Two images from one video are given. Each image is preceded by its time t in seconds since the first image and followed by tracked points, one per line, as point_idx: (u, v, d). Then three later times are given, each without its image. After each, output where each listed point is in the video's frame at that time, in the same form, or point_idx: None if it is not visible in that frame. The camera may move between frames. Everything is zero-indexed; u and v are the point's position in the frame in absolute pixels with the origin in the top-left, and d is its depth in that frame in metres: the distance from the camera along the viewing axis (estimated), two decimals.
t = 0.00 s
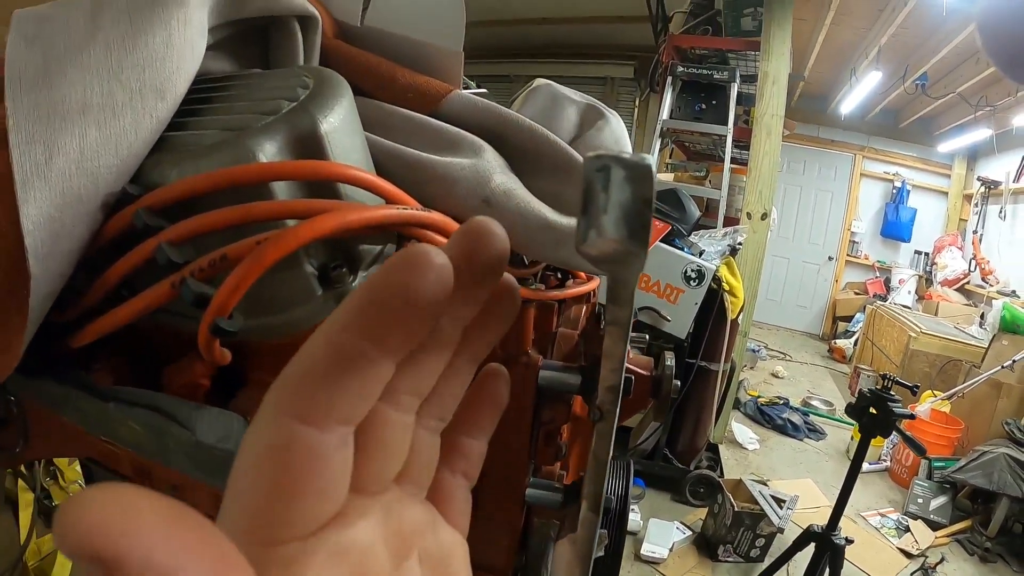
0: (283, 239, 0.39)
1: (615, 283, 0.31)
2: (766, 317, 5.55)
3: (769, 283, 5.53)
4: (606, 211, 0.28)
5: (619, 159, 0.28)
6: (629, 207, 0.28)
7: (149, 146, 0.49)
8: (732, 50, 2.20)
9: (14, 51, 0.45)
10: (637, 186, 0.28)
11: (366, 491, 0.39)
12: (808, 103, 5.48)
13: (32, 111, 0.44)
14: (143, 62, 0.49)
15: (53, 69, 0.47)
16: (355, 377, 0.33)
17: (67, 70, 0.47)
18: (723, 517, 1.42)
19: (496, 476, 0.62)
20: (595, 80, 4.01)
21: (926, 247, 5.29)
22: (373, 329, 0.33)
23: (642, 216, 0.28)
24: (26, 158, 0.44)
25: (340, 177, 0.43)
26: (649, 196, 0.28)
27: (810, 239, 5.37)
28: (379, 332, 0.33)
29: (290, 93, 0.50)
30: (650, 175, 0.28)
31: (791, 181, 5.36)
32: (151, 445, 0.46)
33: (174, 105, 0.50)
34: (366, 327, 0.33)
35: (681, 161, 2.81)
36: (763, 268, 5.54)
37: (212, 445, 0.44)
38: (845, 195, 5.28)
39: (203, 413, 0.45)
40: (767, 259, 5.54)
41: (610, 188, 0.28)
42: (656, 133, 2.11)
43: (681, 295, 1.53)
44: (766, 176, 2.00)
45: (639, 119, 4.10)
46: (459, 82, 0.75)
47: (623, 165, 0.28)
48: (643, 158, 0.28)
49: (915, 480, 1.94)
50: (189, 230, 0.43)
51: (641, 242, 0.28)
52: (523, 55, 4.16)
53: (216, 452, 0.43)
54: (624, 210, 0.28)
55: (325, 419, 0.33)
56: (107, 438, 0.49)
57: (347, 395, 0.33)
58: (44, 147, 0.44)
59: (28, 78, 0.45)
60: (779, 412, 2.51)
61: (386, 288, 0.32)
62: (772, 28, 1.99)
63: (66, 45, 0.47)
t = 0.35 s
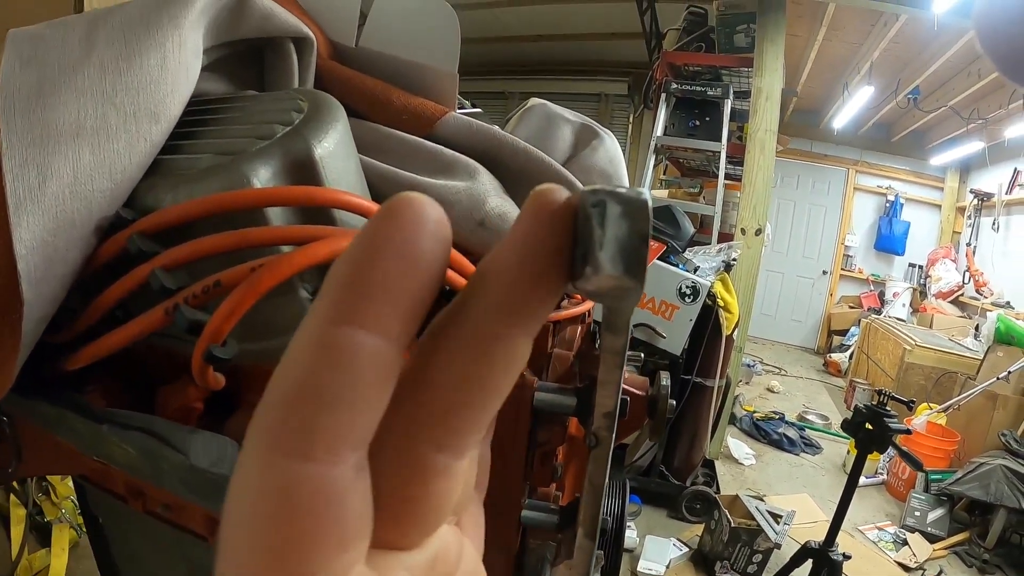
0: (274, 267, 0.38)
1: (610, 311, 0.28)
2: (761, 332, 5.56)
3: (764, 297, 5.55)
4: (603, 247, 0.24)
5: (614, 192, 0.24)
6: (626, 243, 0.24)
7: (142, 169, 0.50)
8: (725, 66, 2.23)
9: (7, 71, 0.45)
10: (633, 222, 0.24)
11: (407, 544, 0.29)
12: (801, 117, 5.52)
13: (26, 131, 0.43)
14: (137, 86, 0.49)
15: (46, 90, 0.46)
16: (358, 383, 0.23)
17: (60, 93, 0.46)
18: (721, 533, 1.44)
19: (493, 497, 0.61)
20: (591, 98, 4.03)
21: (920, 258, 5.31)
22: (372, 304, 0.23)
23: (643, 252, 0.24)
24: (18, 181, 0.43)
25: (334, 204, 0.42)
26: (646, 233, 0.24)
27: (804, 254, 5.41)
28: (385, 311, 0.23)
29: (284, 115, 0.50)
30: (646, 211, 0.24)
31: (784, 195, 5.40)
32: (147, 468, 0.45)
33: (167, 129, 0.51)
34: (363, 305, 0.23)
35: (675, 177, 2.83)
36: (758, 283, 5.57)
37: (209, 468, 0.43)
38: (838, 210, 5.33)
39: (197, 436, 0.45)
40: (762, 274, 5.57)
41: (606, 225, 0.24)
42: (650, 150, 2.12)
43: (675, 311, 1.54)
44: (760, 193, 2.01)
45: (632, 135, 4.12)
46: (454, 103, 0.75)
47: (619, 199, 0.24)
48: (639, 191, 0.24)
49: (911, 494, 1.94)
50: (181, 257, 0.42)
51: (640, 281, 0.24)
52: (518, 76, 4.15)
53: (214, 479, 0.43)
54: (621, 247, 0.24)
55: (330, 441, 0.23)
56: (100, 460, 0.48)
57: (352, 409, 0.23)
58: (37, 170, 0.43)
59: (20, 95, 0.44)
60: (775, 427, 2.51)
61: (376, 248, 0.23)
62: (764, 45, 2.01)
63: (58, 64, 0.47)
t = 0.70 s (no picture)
0: (278, 281, 0.39)
1: (610, 326, 0.28)
2: (759, 339, 5.57)
3: (761, 305, 5.56)
4: (604, 264, 0.25)
5: (614, 211, 0.25)
6: (627, 261, 0.25)
7: (143, 181, 0.50)
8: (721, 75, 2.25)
9: (10, 85, 0.45)
10: (635, 239, 0.25)
11: (431, 556, 0.29)
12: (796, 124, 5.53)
13: (28, 144, 0.44)
14: (139, 99, 0.50)
15: (48, 103, 0.46)
16: (416, 397, 0.23)
17: (62, 106, 0.46)
18: (719, 541, 1.43)
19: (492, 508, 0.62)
20: (587, 106, 4.06)
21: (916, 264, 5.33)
22: (429, 322, 0.24)
23: (643, 269, 0.25)
24: (21, 194, 0.43)
25: (335, 217, 0.43)
26: (646, 251, 0.25)
27: (800, 260, 5.42)
28: (442, 329, 0.24)
29: (285, 130, 0.50)
30: (646, 230, 0.25)
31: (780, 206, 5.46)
32: (148, 478, 0.46)
33: (169, 141, 0.51)
34: (419, 320, 0.24)
35: (672, 186, 2.84)
36: (755, 289, 5.58)
37: (209, 480, 0.44)
38: (834, 217, 5.35)
39: (197, 449, 0.46)
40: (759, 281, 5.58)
41: (607, 243, 0.25)
42: (647, 159, 2.12)
43: (672, 320, 1.54)
44: (757, 201, 2.02)
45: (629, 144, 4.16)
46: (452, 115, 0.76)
47: (620, 218, 0.25)
48: (639, 209, 0.25)
49: (910, 500, 1.97)
50: (183, 270, 0.42)
51: (641, 296, 0.25)
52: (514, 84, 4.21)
53: (214, 490, 0.43)
54: (622, 265, 0.25)
55: (393, 454, 0.23)
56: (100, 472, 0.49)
57: (411, 422, 0.23)
58: (40, 183, 0.44)
59: (23, 108, 0.45)
60: (772, 434, 2.51)
61: (432, 267, 0.24)
62: (759, 54, 2.03)
63: (60, 78, 0.47)
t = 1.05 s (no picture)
0: (286, 281, 0.39)
1: (614, 325, 0.28)
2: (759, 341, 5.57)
3: (761, 306, 5.56)
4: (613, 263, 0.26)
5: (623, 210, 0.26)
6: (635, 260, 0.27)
7: (147, 183, 0.50)
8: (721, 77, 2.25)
9: (13, 86, 0.45)
10: (642, 239, 0.27)
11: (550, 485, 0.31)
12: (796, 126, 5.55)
13: (32, 146, 0.44)
14: (143, 101, 0.50)
15: (53, 105, 0.46)
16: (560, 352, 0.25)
17: (67, 108, 0.46)
18: (720, 542, 1.43)
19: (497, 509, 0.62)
20: (586, 108, 4.07)
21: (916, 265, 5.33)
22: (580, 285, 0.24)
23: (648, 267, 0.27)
24: (25, 195, 0.43)
25: (340, 219, 0.43)
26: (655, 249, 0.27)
27: (800, 262, 5.43)
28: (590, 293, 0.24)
29: (289, 132, 0.50)
30: (652, 229, 0.27)
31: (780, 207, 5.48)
32: (153, 479, 0.46)
33: (173, 143, 0.51)
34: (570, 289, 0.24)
35: (671, 187, 2.84)
36: (755, 291, 5.58)
37: (213, 479, 0.44)
38: (834, 218, 5.36)
39: (201, 450, 0.46)
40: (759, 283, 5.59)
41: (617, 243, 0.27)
42: (647, 160, 2.13)
43: (672, 321, 1.54)
44: (756, 202, 2.02)
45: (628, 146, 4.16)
46: (454, 118, 0.76)
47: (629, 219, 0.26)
48: (644, 210, 0.27)
49: (911, 500, 1.95)
50: (188, 272, 0.42)
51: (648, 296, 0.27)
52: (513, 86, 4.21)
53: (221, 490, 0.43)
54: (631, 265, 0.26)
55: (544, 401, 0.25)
56: (104, 473, 0.49)
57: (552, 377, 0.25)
58: (44, 185, 0.44)
59: (26, 110, 0.45)
60: (772, 436, 2.51)
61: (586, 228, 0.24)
62: (759, 56, 2.03)
63: (63, 80, 0.47)
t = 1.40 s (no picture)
0: (281, 284, 0.39)
1: (610, 326, 0.29)
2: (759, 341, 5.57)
3: (761, 306, 5.56)
4: (605, 264, 0.26)
5: (614, 212, 0.26)
6: (630, 260, 0.26)
7: (146, 186, 0.50)
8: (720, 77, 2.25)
9: (13, 91, 0.46)
10: (635, 242, 0.26)
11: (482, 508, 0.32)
12: (797, 127, 5.53)
13: (32, 150, 0.44)
14: (142, 104, 0.50)
15: (53, 109, 0.47)
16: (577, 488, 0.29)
17: (66, 112, 0.47)
18: (720, 542, 1.44)
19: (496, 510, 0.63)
20: (586, 109, 4.07)
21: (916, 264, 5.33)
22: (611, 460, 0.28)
23: (642, 269, 0.26)
24: (25, 199, 0.44)
25: (339, 221, 0.43)
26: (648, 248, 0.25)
27: (800, 262, 5.43)
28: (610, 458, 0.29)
29: (288, 134, 0.50)
30: (647, 230, 0.26)
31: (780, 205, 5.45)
32: (154, 482, 0.46)
33: (172, 146, 0.51)
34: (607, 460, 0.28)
35: (671, 188, 2.84)
36: (755, 291, 5.58)
37: (213, 480, 0.44)
38: (834, 218, 5.36)
39: (200, 452, 0.46)
40: (759, 284, 5.59)
41: (608, 243, 0.26)
42: (646, 161, 2.13)
43: (672, 322, 1.54)
44: (756, 203, 2.02)
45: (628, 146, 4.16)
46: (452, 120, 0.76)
47: (621, 218, 0.26)
48: (639, 211, 0.26)
49: (912, 500, 1.96)
50: (186, 274, 0.43)
51: (642, 295, 0.26)
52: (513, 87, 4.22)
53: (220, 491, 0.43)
54: (624, 263, 0.26)
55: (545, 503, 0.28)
56: (105, 475, 0.49)
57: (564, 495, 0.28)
58: (43, 188, 0.44)
59: (26, 114, 0.45)
60: (772, 436, 2.51)
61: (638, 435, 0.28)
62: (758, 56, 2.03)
63: (63, 84, 0.48)
